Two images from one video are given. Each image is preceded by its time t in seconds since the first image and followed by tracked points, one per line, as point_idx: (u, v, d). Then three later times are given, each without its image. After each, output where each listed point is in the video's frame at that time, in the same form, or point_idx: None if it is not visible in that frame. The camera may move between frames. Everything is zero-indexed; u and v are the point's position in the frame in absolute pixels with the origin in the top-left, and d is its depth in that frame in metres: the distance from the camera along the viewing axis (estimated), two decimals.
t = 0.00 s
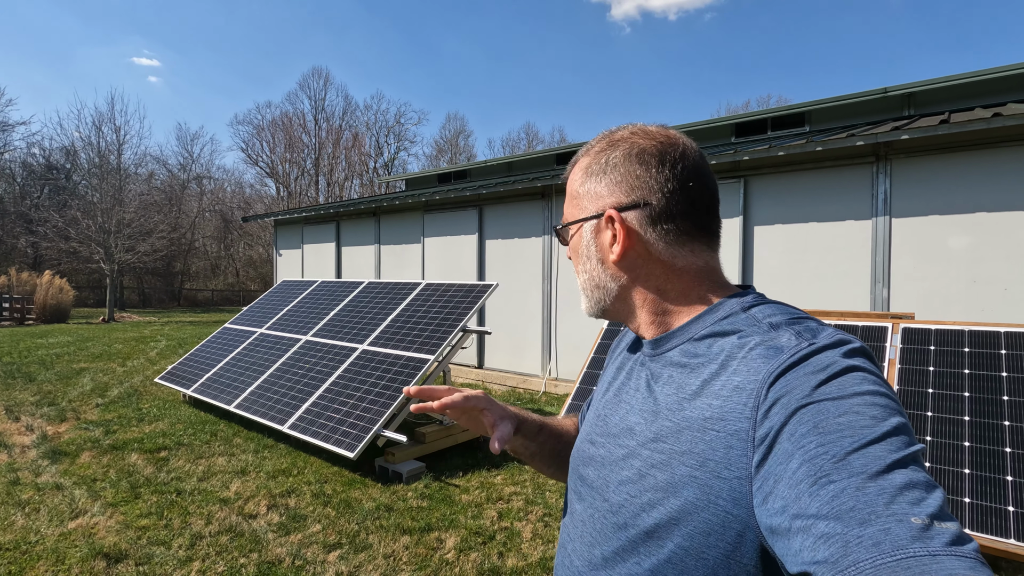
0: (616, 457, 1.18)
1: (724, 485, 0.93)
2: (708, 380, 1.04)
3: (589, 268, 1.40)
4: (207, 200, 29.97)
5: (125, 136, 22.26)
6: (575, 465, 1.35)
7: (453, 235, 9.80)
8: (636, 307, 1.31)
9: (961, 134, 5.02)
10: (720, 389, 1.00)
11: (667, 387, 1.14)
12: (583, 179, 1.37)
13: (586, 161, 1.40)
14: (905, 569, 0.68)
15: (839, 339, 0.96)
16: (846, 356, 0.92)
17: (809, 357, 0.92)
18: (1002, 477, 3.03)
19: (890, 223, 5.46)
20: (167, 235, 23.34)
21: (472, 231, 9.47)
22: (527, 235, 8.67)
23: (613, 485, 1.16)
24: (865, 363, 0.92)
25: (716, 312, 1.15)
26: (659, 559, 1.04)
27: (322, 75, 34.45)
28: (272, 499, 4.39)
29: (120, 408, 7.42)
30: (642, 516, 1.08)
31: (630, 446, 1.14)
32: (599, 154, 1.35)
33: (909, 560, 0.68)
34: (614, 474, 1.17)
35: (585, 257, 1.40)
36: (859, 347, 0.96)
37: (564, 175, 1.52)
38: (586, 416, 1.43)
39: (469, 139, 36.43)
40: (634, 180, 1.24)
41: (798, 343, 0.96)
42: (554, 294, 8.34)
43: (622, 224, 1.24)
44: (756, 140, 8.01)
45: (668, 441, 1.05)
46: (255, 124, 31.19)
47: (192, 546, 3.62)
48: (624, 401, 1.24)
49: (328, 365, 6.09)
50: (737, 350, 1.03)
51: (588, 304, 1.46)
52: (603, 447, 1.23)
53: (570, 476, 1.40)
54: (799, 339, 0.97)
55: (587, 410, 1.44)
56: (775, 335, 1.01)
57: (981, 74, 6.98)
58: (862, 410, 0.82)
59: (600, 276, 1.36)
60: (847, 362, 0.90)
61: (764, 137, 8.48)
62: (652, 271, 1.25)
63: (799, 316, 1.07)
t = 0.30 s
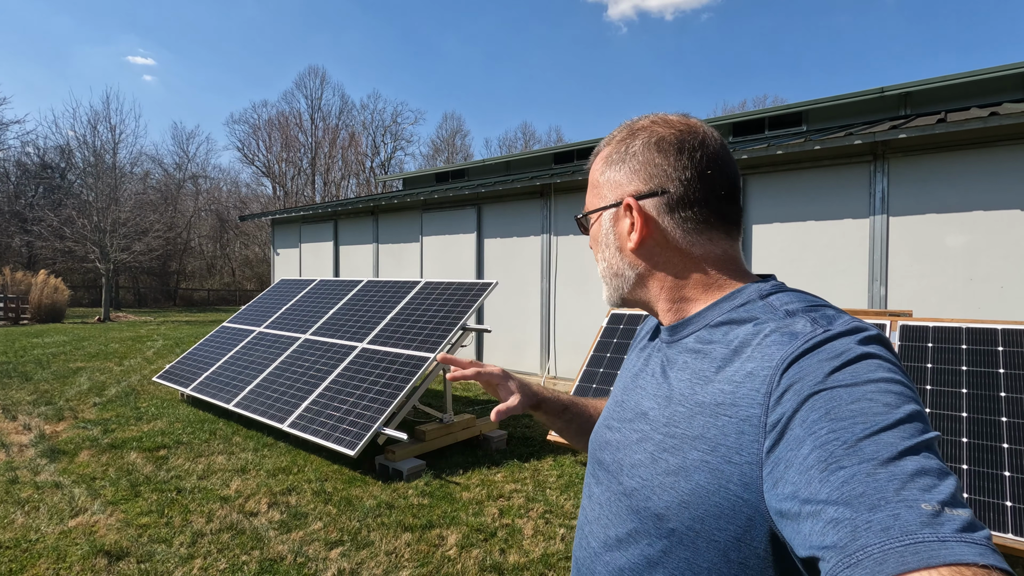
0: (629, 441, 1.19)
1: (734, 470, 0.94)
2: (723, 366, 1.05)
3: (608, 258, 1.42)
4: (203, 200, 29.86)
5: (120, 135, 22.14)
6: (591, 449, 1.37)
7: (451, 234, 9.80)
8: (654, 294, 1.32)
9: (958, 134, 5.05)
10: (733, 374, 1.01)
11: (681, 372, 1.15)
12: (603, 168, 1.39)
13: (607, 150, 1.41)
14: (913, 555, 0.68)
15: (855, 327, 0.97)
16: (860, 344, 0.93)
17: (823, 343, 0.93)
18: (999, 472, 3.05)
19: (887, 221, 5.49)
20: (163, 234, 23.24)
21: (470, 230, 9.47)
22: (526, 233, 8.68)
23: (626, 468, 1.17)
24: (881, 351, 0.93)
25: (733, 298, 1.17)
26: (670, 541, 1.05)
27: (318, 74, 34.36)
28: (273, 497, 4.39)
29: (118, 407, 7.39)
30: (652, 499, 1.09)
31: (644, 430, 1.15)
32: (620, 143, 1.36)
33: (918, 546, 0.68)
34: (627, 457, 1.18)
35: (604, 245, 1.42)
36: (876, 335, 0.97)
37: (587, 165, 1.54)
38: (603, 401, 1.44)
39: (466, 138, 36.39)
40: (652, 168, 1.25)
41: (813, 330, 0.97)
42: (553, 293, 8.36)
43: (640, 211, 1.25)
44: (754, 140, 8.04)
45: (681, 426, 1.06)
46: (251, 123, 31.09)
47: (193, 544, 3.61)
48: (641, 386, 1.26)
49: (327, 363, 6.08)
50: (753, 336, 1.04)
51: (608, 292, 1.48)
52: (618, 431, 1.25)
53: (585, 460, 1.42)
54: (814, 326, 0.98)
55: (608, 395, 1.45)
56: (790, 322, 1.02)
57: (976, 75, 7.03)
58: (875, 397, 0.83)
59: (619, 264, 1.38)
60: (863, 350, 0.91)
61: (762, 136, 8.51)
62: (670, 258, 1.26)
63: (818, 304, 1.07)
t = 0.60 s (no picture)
0: (628, 451, 1.18)
1: (739, 484, 0.94)
2: (725, 376, 1.04)
3: (604, 268, 1.41)
4: (199, 199, 29.75)
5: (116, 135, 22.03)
6: (589, 458, 1.36)
7: (449, 234, 9.78)
8: (652, 304, 1.31)
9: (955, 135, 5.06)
10: (735, 385, 1.00)
11: (681, 382, 1.14)
12: (594, 178, 1.38)
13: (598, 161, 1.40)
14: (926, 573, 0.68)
15: (858, 336, 0.96)
16: (864, 354, 0.93)
17: (826, 354, 0.93)
18: (997, 473, 3.06)
19: (885, 222, 5.50)
20: (159, 234, 23.16)
21: (468, 230, 9.46)
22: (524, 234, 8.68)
23: (626, 478, 1.17)
24: (884, 360, 0.92)
25: (732, 307, 1.16)
26: (672, 554, 1.04)
27: (315, 73, 34.28)
28: (270, 499, 4.37)
29: (113, 408, 7.36)
30: (654, 511, 1.08)
31: (644, 441, 1.15)
32: (610, 152, 1.36)
33: (932, 564, 0.68)
34: (627, 468, 1.17)
35: (600, 256, 1.42)
36: (878, 345, 0.96)
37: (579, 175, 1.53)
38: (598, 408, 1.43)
39: (462, 138, 36.34)
40: (643, 177, 1.24)
41: (815, 340, 0.97)
42: (551, 294, 8.35)
43: (632, 222, 1.25)
44: (751, 141, 8.04)
45: (681, 437, 1.05)
46: (248, 122, 31.00)
47: (190, 547, 3.59)
48: (639, 394, 1.25)
49: (324, 364, 6.06)
50: (754, 345, 1.04)
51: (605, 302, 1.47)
52: (618, 441, 1.23)
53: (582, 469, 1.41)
54: (816, 335, 0.98)
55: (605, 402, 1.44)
56: (792, 331, 1.01)
57: (972, 75, 7.06)
58: (881, 410, 0.82)
59: (615, 274, 1.37)
60: (866, 361, 0.90)
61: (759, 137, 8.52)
62: (666, 268, 1.25)
63: (819, 312, 1.07)
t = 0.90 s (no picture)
0: (621, 453, 1.18)
1: (729, 483, 0.94)
2: (716, 376, 1.04)
3: (595, 268, 1.40)
4: (197, 198, 29.69)
5: (114, 133, 21.95)
6: (583, 460, 1.36)
7: (448, 233, 9.77)
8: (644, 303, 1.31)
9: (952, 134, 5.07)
10: (726, 385, 1.01)
11: (673, 383, 1.14)
12: (587, 178, 1.37)
13: (591, 161, 1.39)
14: (914, 569, 0.68)
15: (847, 335, 0.96)
16: (853, 352, 0.93)
17: (815, 353, 0.93)
18: (995, 473, 3.06)
19: (883, 221, 5.50)
20: (157, 233, 23.11)
21: (466, 229, 9.45)
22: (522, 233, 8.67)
23: (619, 479, 1.16)
24: (872, 359, 0.93)
25: (722, 307, 1.16)
26: (664, 553, 1.04)
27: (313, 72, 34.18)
28: (268, 499, 4.36)
29: (111, 408, 7.35)
30: (647, 512, 1.08)
31: (636, 442, 1.15)
32: (603, 152, 1.35)
33: (919, 561, 0.68)
34: (620, 469, 1.17)
35: (590, 256, 1.40)
36: (866, 343, 0.97)
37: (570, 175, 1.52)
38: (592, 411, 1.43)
39: (461, 137, 36.28)
40: (636, 177, 1.24)
41: (804, 338, 0.97)
42: (549, 293, 8.35)
43: (625, 221, 1.24)
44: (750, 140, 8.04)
45: (673, 437, 1.05)
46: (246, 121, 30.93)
47: (187, 547, 3.59)
48: (632, 395, 1.25)
49: (322, 364, 6.05)
50: (745, 345, 1.04)
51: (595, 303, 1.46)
52: (611, 442, 1.23)
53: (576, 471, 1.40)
54: (805, 334, 0.98)
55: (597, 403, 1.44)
56: (782, 330, 1.01)
57: (969, 75, 7.07)
58: (870, 408, 0.82)
59: (606, 274, 1.36)
60: (855, 359, 0.91)
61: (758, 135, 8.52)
62: (657, 267, 1.25)
63: (808, 312, 1.07)
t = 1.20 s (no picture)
0: (616, 457, 1.17)
1: (729, 483, 0.93)
2: (713, 378, 1.03)
3: (591, 265, 1.38)
4: (196, 198, 29.67)
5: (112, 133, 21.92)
6: (578, 463, 1.34)
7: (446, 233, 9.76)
8: (640, 303, 1.30)
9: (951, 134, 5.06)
10: (724, 386, 1.00)
11: (670, 385, 1.13)
12: (586, 174, 1.35)
13: (592, 157, 1.37)
14: (912, 565, 0.67)
15: (845, 335, 0.96)
16: (850, 352, 0.92)
17: (814, 352, 0.92)
18: (994, 473, 3.05)
19: (882, 221, 5.50)
20: (156, 233, 23.08)
21: (465, 229, 9.44)
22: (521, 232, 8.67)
23: (616, 482, 1.15)
24: (870, 359, 0.92)
25: (719, 308, 1.15)
26: (663, 555, 1.03)
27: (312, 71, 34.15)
28: (266, 499, 4.35)
29: (109, 408, 7.33)
30: (645, 515, 1.07)
31: (633, 445, 1.13)
32: (604, 149, 1.34)
33: (918, 557, 0.67)
34: (616, 472, 1.16)
35: (586, 253, 1.39)
36: (863, 343, 0.96)
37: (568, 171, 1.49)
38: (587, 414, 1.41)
39: (460, 136, 36.27)
40: (638, 175, 1.23)
41: (802, 339, 0.96)
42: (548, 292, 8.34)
43: (625, 219, 1.22)
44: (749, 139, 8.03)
45: (671, 439, 1.04)
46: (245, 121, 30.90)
47: (184, 548, 3.58)
48: (627, 398, 1.24)
49: (320, 364, 6.04)
50: (742, 346, 1.03)
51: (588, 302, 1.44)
52: (605, 446, 1.22)
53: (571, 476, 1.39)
54: (803, 335, 0.97)
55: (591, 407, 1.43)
56: (779, 331, 1.00)
57: (968, 74, 7.06)
58: (867, 407, 0.82)
59: (602, 272, 1.34)
60: (852, 358, 0.90)
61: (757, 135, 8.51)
62: (655, 267, 1.24)
63: (804, 313, 1.06)
